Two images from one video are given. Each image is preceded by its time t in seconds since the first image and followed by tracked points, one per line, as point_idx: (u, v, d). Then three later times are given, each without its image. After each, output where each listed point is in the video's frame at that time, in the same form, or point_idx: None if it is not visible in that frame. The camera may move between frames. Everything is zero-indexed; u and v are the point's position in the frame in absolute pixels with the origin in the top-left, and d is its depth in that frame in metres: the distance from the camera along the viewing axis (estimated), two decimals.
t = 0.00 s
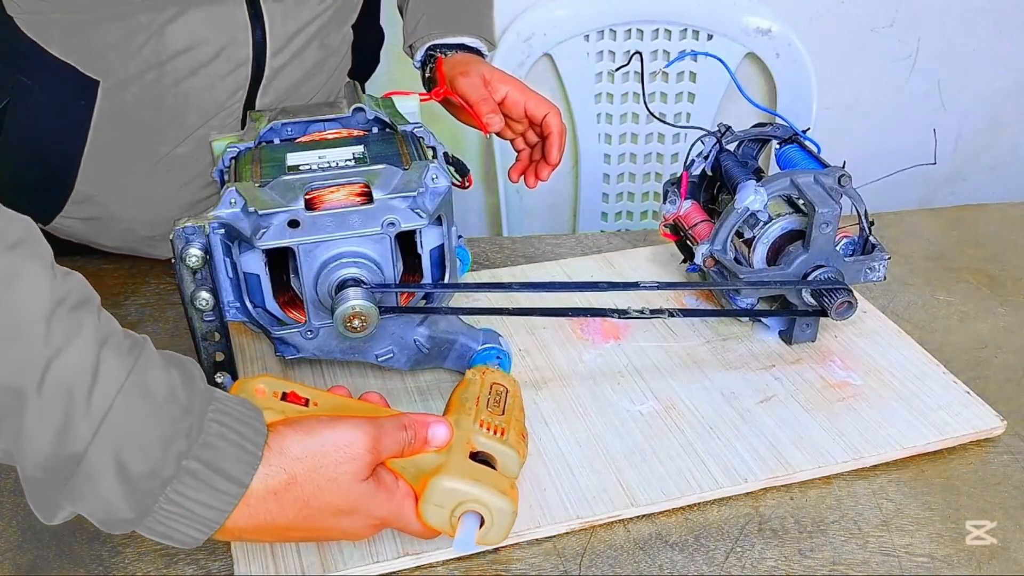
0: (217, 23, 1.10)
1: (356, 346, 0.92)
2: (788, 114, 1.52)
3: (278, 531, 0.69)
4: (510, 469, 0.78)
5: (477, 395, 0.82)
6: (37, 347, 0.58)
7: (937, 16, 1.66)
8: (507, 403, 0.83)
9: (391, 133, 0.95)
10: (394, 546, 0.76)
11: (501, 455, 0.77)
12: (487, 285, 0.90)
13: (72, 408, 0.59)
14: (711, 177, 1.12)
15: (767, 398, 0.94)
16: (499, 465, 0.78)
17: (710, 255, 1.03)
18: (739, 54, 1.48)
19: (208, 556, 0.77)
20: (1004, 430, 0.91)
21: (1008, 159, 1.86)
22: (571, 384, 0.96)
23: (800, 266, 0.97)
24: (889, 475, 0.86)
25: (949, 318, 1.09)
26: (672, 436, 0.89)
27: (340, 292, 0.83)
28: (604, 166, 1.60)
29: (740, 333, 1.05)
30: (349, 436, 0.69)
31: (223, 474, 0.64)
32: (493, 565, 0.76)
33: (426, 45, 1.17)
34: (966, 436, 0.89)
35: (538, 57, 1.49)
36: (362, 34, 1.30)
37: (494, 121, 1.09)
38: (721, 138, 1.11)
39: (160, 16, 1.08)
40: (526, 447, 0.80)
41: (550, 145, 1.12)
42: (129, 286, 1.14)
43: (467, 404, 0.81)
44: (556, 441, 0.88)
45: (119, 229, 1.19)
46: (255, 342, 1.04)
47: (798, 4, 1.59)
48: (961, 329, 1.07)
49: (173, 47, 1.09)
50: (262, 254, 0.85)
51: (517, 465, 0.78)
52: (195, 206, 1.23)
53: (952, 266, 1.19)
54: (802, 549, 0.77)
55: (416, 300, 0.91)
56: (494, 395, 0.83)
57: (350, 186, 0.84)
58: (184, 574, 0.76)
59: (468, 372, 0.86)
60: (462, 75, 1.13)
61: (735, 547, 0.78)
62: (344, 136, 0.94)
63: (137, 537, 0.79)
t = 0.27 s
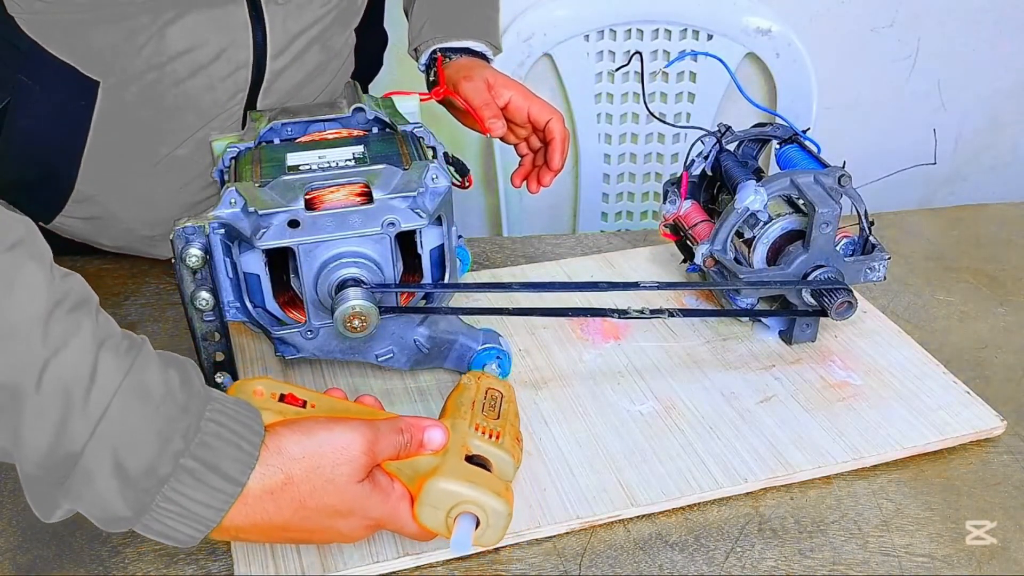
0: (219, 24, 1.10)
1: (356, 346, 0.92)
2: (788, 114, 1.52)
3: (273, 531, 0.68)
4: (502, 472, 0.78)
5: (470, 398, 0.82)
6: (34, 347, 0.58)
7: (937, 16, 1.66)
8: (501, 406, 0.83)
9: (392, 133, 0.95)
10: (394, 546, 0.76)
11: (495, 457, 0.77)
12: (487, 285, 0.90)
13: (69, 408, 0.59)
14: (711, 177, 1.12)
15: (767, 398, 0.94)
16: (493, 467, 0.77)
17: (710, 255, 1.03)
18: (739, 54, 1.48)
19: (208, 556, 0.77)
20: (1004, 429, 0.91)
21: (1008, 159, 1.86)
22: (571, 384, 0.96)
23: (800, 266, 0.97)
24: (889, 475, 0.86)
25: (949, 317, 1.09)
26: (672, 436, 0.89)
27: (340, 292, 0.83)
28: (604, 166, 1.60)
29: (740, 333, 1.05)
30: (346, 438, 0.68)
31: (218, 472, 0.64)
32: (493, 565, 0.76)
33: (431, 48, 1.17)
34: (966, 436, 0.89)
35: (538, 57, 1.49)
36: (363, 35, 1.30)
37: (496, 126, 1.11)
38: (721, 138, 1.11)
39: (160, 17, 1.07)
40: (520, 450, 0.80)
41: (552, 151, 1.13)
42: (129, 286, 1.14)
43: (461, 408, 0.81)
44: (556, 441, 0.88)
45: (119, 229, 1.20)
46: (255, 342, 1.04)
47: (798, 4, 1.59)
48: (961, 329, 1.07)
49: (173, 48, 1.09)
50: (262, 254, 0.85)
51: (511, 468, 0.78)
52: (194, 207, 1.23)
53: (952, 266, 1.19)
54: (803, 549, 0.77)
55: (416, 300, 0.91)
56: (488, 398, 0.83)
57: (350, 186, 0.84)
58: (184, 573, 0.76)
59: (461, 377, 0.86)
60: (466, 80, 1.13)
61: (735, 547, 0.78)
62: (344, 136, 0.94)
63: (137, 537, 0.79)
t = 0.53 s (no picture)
0: (219, 26, 1.10)
1: (356, 346, 0.92)
2: (788, 114, 1.52)
3: (288, 503, 0.70)
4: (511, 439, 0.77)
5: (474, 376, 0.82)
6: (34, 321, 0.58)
7: (936, 16, 1.66)
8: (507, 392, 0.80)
9: (392, 133, 0.95)
10: (394, 546, 0.76)
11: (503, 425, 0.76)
12: (487, 285, 0.90)
13: (74, 382, 0.60)
14: (711, 177, 1.12)
15: (767, 398, 0.94)
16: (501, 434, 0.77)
17: (710, 255, 1.03)
18: (739, 54, 1.48)
19: (208, 556, 0.77)
20: (1004, 430, 0.91)
21: (1008, 159, 1.86)
22: (571, 384, 0.96)
23: (800, 266, 0.97)
24: (888, 475, 0.86)
25: (949, 317, 1.09)
26: (672, 436, 0.89)
27: (340, 292, 0.83)
28: (604, 166, 1.60)
29: (740, 333, 1.05)
30: (350, 403, 0.71)
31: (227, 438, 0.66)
32: (493, 564, 0.76)
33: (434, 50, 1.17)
34: (966, 435, 0.89)
35: (538, 57, 1.49)
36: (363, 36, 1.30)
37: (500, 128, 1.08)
38: (721, 138, 1.11)
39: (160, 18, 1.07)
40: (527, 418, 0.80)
41: (554, 152, 1.13)
42: (129, 286, 1.14)
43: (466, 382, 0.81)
44: (556, 441, 0.88)
45: (119, 230, 1.20)
46: (255, 342, 1.04)
47: (798, 4, 1.59)
48: (961, 329, 1.07)
49: (174, 49, 1.09)
50: (262, 254, 0.85)
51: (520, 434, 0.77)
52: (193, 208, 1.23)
53: (952, 266, 1.19)
54: (802, 549, 0.77)
55: (416, 300, 0.92)
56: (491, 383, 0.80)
57: (350, 186, 0.84)
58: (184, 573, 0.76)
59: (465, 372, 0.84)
60: (469, 83, 1.11)
61: (735, 547, 0.77)
62: (345, 136, 0.94)
63: (137, 537, 0.79)
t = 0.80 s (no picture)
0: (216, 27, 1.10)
1: (356, 346, 0.91)
2: (788, 114, 1.52)
3: (338, 486, 0.70)
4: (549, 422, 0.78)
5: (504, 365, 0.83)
6: (79, 297, 0.61)
7: (936, 16, 1.65)
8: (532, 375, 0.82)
9: (392, 133, 0.95)
10: (394, 546, 0.76)
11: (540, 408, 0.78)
12: (487, 285, 0.90)
13: (120, 357, 0.62)
14: (711, 177, 1.12)
15: (767, 398, 0.94)
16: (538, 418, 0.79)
17: (710, 255, 1.03)
18: (739, 55, 1.48)
19: (208, 556, 0.77)
20: (1004, 430, 0.91)
21: (1008, 159, 1.86)
22: (571, 384, 0.96)
23: (800, 266, 0.97)
24: (888, 475, 0.86)
25: (949, 317, 1.09)
26: (672, 436, 0.89)
27: (340, 292, 0.83)
28: (604, 166, 1.60)
29: (740, 333, 1.05)
30: (399, 384, 0.72)
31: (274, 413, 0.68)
32: (493, 564, 0.76)
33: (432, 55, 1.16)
34: (966, 436, 0.89)
35: (538, 57, 1.49)
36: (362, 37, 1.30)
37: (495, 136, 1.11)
38: (721, 138, 1.11)
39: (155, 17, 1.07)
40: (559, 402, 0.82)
41: (542, 166, 1.13)
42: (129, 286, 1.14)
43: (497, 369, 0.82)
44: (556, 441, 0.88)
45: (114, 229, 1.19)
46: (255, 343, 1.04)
47: (798, 4, 1.59)
48: (961, 329, 1.07)
49: (168, 48, 1.09)
50: (262, 254, 0.85)
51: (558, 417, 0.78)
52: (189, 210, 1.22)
53: (952, 266, 1.19)
54: (802, 550, 0.77)
55: (416, 300, 0.91)
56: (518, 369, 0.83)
57: (349, 186, 0.84)
58: (184, 573, 0.76)
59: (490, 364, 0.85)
60: (465, 89, 1.13)
61: (735, 547, 0.77)
62: (344, 136, 0.94)
63: (137, 537, 0.79)
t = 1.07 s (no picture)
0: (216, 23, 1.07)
1: (356, 346, 0.90)
2: (788, 114, 1.52)
3: (364, 477, 0.69)
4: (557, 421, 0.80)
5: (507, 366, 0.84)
6: (123, 284, 0.60)
7: (937, 16, 1.65)
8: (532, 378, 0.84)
9: (392, 133, 0.95)
10: (393, 546, 0.76)
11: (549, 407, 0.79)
12: (487, 285, 0.90)
13: (163, 342, 0.61)
14: (711, 177, 1.12)
15: (767, 398, 0.94)
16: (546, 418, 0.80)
17: (710, 255, 1.03)
18: (739, 55, 1.48)
19: (208, 556, 0.77)
20: (1004, 430, 0.90)
21: (1008, 159, 1.86)
22: (571, 384, 0.96)
23: (800, 266, 0.97)
24: (888, 475, 0.86)
25: (949, 318, 1.09)
26: (672, 436, 0.89)
27: (340, 292, 0.83)
28: (604, 166, 1.60)
29: (739, 333, 1.05)
30: (426, 376, 0.71)
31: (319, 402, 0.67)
32: (493, 564, 0.76)
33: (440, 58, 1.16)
34: (966, 436, 0.89)
35: (538, 57, 1.49)
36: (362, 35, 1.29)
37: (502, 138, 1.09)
38: (721, 138, 1.11)
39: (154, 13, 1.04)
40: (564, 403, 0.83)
41: (516, 191, 1.09)
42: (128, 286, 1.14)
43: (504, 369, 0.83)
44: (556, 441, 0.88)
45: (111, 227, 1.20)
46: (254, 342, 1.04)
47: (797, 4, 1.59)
48: (961, 329, 1.07)
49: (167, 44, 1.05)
50: (262, 254, 0.85)
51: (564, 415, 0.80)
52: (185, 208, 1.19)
53: (952, 266, 1.19)
54: (802, 550, 0.77)
55: (417, 300, 0.91)
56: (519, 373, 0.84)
57: (349, 186, 0.83)
58: (184, 573, 0.76)
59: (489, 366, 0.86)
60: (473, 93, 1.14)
61: (735, 547, 0.77)
62: (344, 136, 0.94)
63: (137, 537, 0.79)
